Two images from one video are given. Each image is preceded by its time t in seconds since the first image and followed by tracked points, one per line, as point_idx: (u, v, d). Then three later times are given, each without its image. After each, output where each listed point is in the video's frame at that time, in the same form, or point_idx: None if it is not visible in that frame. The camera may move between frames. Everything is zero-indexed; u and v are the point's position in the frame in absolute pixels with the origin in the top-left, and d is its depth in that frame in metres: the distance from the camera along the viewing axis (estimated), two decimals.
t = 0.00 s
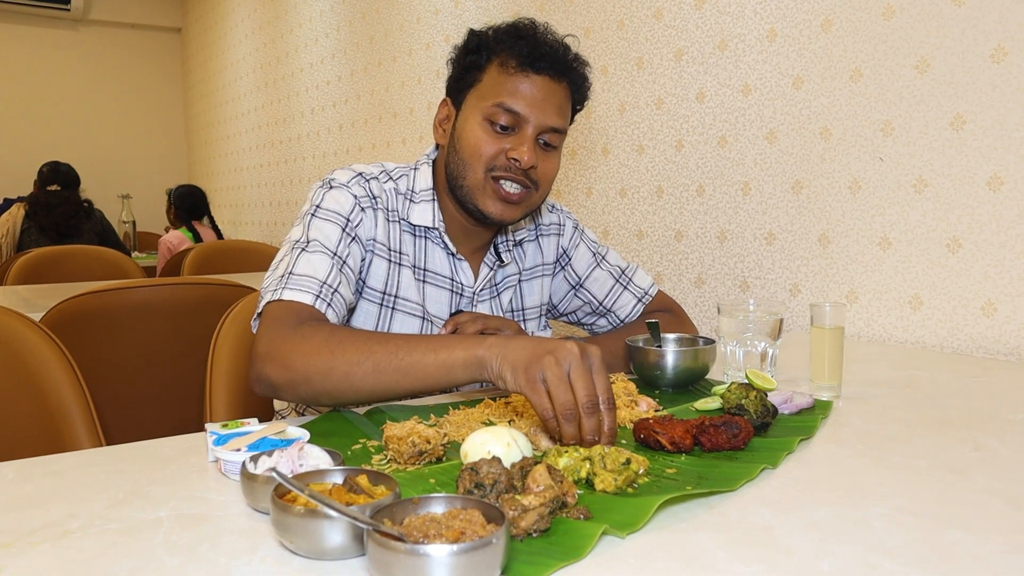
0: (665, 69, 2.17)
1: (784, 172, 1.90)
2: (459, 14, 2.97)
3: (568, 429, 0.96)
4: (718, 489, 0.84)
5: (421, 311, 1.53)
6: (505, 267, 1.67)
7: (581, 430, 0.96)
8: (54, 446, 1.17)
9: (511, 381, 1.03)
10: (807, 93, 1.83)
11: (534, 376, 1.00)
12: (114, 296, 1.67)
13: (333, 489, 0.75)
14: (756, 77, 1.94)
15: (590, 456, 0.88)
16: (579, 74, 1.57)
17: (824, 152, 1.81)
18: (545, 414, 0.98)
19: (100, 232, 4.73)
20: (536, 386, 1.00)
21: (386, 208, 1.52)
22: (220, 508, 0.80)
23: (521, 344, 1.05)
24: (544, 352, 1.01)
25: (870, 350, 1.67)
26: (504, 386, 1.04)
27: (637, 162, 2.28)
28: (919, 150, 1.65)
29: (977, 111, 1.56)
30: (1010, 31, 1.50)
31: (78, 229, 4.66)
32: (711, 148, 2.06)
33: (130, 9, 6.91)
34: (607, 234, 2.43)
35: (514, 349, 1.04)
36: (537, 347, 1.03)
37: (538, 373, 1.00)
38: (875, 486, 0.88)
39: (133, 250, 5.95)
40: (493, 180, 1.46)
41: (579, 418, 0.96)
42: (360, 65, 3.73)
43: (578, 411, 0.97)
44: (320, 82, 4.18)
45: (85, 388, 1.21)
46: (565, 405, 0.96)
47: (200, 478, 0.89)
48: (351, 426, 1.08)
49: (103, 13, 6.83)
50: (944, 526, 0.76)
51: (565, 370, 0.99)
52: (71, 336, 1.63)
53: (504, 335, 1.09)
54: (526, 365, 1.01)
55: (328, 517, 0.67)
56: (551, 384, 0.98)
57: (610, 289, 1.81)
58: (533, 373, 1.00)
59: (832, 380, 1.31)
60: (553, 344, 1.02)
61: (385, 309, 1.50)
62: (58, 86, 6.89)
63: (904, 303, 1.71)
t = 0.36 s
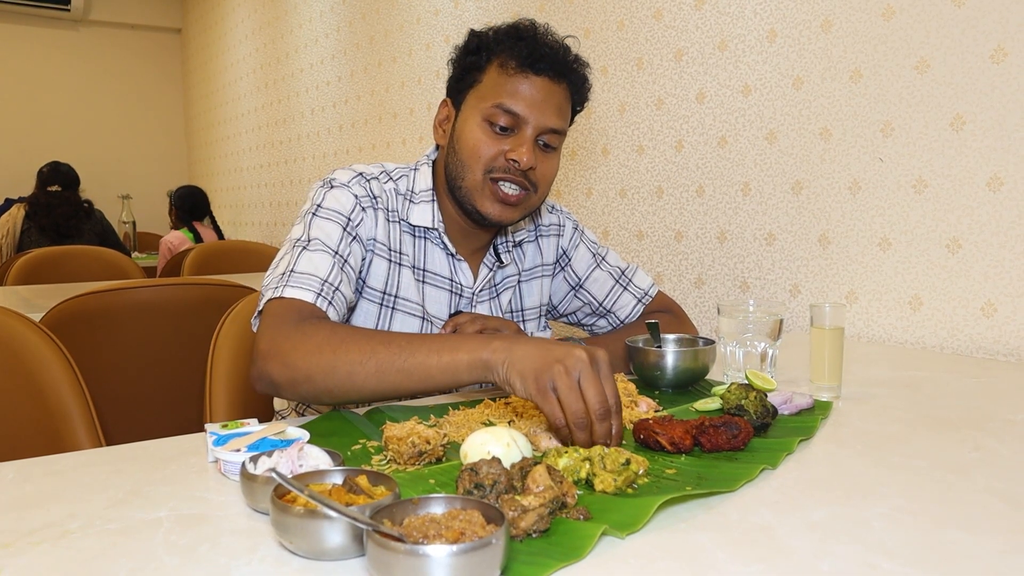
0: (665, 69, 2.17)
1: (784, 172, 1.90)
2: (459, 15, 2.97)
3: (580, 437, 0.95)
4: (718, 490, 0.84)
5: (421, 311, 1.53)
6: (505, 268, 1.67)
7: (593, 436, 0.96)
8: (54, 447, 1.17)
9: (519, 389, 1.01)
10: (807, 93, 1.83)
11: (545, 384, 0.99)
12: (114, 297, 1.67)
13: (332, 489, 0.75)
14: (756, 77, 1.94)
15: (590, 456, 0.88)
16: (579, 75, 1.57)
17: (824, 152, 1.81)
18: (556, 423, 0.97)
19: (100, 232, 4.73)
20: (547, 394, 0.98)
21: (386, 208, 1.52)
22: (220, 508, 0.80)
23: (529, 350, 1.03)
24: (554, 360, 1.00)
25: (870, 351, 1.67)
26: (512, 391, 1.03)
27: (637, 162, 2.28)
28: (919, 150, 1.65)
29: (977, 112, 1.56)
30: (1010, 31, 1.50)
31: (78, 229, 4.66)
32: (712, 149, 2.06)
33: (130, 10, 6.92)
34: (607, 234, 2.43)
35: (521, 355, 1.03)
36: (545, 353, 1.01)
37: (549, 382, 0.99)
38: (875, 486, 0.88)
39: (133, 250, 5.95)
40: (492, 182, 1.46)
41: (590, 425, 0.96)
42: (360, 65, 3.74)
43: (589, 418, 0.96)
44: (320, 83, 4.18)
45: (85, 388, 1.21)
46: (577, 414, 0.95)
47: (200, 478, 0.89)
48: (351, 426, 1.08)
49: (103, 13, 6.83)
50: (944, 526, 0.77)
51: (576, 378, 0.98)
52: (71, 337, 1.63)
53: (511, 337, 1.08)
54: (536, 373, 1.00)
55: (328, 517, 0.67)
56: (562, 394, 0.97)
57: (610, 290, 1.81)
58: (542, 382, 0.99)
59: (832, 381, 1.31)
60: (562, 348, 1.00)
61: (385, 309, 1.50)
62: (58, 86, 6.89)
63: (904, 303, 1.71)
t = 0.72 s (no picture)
0: (665, 70, 2.17)
1: (784, 173, 1.90)
2: (459, 15, 2.97)
3: (606, 415, 0.93)
4: (718, 490, 0.84)
5: (422, 312, 1.54)
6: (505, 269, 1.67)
7: (620, 413, 0.93)
8: (54, 447, 1.17)
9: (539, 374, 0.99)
10: (807, 94, 1.83)
11: (565, 367, 0.95)
12: (113, 298, 1.67)
13: (332, 489, 0.75)
14: (756, 78, 1.94)
15: (590, 456, 0.88)
16: (579, 75, 1.57)
17: (824, 152, 1.81)
18: (580, 403, 0.94)
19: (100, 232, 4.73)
20: (569, 376, 0.95)
21: (388, 208, 1.52)
22: (220, 509, 0.80)
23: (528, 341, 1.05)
24: (570, 342, 0.96)
25: (870, 351, 1.67)
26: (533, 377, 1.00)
27: (637, 162, 2.28)
28: (919, 151, 1.65)
29: (977, 112, 1.56)
30: (1009, 31, 1.50)
31: (78, 230, 4.66)
32: (712, 149, 2.06)
33: (131, 10, 6.92)
34: (606, 235, 2.43)
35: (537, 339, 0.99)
36: (560, 335, 0.98)
37: (569, 364, 0.95)
38: (874, 486, 0.88)
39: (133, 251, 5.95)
40: (492, 183, 1.46)
41: (614, 402, 0.93)
42: (360, 65, 3.73)
43: (613, 396, 0.93)
44: (320, 83, 4.18)
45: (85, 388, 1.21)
46: (600, 394, 0.93)
47: (200, 479, 0.89)
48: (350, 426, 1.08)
49: (103, 13, 6.83)
50: (943, 526, 0.77)
51: (594, 357, 0.94)
52: (71, 337, 1.63)
53: (527, 324, 1.04)
54: (553, 357, 0.96)
55: (328, 517, 0.67)
56: (583, 375, 0.94)
57: (610, 290, 1.82)
58: (562, 364, 0.96)
59: (832, 381, 1.31)
60: (577, 329, 0.97)
61: (387, 309, 1.51)
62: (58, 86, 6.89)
63: (904, 303, 1.71)
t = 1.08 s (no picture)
0: (665, 70, 2.17)
1: (784, 174, 1.90)
2: (459, 16, 2.97)
3: (659, 438, 0.90)
4: (717, 490, 0.84)
5: (427, 310, 1.54)
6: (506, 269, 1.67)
7: (670, 442, 0.91)
8: (55, 448, 1.17)
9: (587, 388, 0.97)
10: (807, 94, 1.83)
11: (621, 385, 0.94)
12: (113, 298, 1.67)
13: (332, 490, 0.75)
14: (756, 78, 1.94)
15: (589, 456, 0.88)
16: (582, 77, 1.57)
17: (823, 153, 1.81)
18: (632, 423, 0.92)
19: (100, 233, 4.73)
20: (625, 395, 0.94)
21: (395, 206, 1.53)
22: (220, 509, 0.80)
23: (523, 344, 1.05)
24: (629, 360, 0.96)
25: (870, 352, 1.67)
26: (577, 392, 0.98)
27: (637, 163, 2.28)
28: (919, 151, 1.65)
29: (976, 113, 1.56)
30: (1009, 32, 1.50)
31: (78, 231, 4.66)
32: (712, 150, 2.06)
33: (131, 11, 6.93)
34: (606, 235, 2.43)
35: (589, 356, 0.99)
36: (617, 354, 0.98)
37: (627, 381, 0.94)
38: (874, 487, 0.88)
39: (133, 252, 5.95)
40: (495, 184, 1.46)
41: (667, 427, 0.91)
42: (360, 66, 3.73)
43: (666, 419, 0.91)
44: (320, 84, 4.18)
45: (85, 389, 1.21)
46: (658, 414, 0.90)
47: (200, 479, 0.90)
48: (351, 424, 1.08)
49: (103, 14, 6.84)
50: (943, 526, 0.77)
51: (652, 380, 0.95)
52: (72, 338, 1.63)
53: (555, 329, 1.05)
54: (610, 373, 0.96)
55: (328, 518, 0.67)
56: (641, 393, 0.92)
57: (611, 291, 1.82)
58: (619, 382, 0.95)
59: (832, 382, 1.31)
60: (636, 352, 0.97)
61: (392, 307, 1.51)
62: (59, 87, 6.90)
63: (904, 304, 1.71)
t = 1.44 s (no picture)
0: (665, 71, 2.17)
1: (783, 174, 1.90)
2: (459, 16, 2.97)
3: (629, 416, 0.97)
4: (717, 491, 0.84)
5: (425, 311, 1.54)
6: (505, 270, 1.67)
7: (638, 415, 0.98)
8: (55, 449, 1.17)
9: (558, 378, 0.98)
10: (806, 95, 1.83)
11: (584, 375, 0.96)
12: (113, 298, 1.67)
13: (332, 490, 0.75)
14: (755, 79, 1.94)
15: (588, 457, 0.88)
16: (579, 76, 1.57)
17: (823, 153, 1.81)
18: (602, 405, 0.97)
19: (99, 234, 4.73)
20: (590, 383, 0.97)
21: (391, 208, 1.53)
22: (220, 509, 0.80)
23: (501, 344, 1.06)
24: (589, 348, 0.96)
25: (870, 353, 1.67)
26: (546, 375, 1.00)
27: (637, 163, 2.28)
28: (918, 152, 1.65)
29: (976, 113, 1.56)
30: (1009, 33, 1.50)
31: (78, 231, 4.66)
32: (711, 150, 2.06)
33: (131, 12, 6.93)
34: (606, 236, 2.43)
35: (551, 342, 0.98)
36: (576, 339, 0.97)
37: (588, 372, 0.96)
38: (873, 487, 0.88)
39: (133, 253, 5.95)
40: (492, 182, 1.46)
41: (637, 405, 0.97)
42: (360, 67, 3.73)
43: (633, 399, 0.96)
44: (320, 84, 4.18)
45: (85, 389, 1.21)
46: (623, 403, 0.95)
47: (200, 479, 0.90)
48: (350, 425, 1.08)
49: (103, 15, 6.84)
50: (942, 527, 0.77)
51: (614, 364, 0.95)
52: (72, 338, 1.63)
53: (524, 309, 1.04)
54: (573, 363, 0.97)
55: (327, 518, 0.67)
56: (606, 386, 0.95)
57: (610, 291, 1.82)
58: (582, 370, 0.96)
59: (832, 383, 1.31)
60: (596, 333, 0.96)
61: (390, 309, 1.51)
62: (58, 88, 6.90)
63: (903, 305, 1.71)
